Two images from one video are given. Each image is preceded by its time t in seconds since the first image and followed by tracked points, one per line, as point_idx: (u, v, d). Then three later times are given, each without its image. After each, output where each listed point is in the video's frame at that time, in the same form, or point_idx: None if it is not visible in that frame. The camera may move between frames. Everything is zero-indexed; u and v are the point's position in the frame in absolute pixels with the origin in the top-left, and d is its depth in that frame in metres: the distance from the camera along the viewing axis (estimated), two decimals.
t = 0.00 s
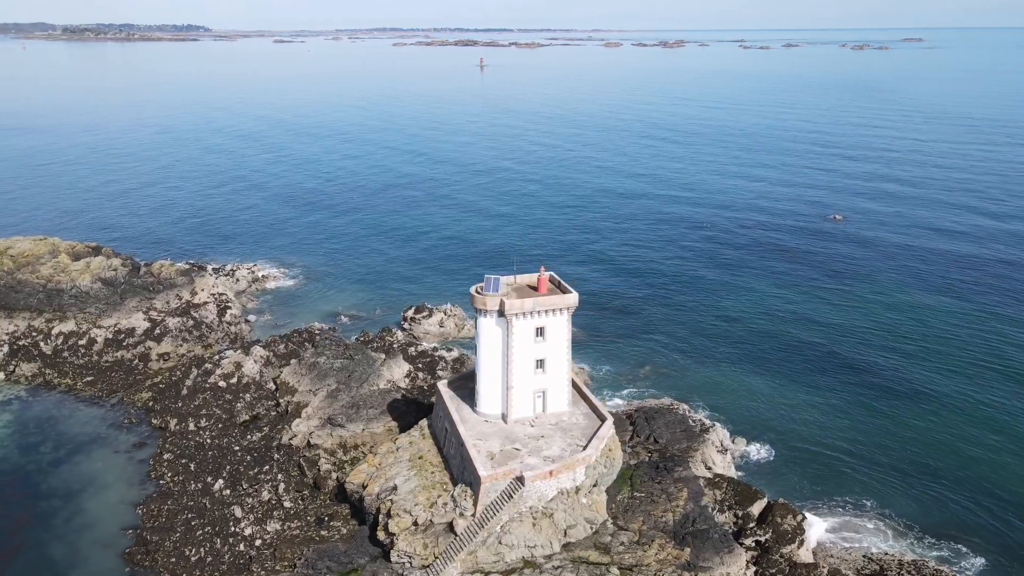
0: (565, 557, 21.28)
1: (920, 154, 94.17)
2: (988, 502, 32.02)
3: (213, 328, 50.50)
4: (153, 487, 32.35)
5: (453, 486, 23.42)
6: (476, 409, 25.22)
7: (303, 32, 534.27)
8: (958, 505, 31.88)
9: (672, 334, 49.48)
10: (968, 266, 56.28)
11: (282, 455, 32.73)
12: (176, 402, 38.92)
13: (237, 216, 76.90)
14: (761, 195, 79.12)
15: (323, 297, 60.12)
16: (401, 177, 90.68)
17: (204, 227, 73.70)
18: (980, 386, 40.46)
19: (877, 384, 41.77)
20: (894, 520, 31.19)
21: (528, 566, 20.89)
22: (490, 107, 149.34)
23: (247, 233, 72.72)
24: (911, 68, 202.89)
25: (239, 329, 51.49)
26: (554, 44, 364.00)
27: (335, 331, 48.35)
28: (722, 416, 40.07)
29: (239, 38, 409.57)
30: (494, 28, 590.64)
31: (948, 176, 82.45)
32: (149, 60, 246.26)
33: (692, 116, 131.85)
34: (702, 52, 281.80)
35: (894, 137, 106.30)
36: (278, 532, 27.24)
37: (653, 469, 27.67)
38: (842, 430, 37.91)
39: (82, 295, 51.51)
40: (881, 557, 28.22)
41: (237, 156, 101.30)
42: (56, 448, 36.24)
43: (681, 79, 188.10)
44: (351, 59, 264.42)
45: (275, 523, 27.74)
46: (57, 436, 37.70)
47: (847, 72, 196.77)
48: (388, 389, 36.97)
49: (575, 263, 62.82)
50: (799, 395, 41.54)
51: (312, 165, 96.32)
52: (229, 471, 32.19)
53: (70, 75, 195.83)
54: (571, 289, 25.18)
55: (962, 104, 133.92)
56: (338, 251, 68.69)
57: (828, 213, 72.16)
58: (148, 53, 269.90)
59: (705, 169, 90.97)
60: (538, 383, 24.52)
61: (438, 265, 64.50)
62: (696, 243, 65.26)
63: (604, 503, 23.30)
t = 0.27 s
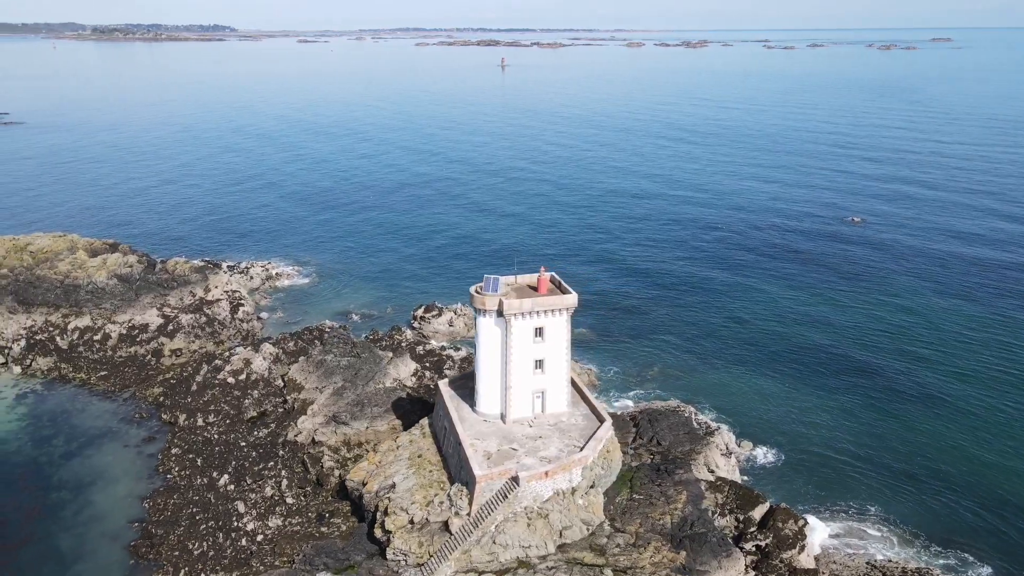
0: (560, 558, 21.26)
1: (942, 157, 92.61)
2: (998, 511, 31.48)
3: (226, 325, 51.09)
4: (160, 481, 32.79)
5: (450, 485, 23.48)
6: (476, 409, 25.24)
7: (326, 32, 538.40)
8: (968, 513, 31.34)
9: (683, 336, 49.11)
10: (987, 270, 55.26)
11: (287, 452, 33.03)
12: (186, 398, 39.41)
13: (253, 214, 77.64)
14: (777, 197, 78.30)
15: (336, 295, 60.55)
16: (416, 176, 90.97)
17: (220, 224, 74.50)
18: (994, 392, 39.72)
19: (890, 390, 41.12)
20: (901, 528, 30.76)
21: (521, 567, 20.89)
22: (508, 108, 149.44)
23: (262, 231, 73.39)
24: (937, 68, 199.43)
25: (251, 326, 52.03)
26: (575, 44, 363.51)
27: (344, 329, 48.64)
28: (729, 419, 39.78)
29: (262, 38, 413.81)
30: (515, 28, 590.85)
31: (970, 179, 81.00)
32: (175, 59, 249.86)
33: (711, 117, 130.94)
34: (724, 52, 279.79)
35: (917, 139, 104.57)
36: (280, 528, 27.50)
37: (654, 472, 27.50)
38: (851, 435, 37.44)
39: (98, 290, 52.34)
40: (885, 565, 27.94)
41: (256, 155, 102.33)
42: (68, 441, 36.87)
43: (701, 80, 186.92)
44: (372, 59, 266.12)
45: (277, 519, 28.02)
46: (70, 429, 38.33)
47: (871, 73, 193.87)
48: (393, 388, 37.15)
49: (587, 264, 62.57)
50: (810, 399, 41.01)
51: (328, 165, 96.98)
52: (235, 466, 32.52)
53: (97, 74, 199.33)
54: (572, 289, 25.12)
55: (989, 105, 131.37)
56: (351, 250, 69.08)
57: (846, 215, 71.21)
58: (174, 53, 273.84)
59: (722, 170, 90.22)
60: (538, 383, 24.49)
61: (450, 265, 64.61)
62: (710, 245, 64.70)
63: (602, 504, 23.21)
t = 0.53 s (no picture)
0: (554, 558, 21.25)
1: (965, 159, 91.04)
2: (1008, 520, 31.05)
3: (238, 322, 51.62)
4: (168, 475, 33.23)
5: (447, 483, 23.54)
6: (475, 408, 25.28)
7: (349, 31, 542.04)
8: (978, 523, 30.90)
9: (693, 338, 48.74)
10: (1006, 273, 54.25)
11: (292, 448, 33.29)
12: (196, 394, 39.89)
13: (269, 212, 78.38)
14: (795, 197, 77.32)
15: (348, 293, 60.96)
16: (432, 175, 91.22)
17: (237, 222, 75.29)
18: (1008, 400, 39.05)
19: (903, 396, 40.44)
20: (908, 536, 30.40)
21: (515, 567, 20.90)
22: (527, 108, 149.44)
23: (278, 229, 74.07)
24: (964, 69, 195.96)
25: (263, 324, 52.56)
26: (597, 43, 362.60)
27: (354, 327, 48.90)
28: (737, 421, 39.48)
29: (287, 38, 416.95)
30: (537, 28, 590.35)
31: (992, 181, 79.54)
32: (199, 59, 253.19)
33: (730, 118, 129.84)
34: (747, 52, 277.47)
35: (939, 141, 102.91)
36: (281, 523, 27.79)
37: (655, 474, 27.34)
38: (860, 440, 37.00)
39: (115, 287, 53.14)
40: (888, 573, 27.84)
41: (274, 154, 103.31)
42: (80, 434, 37.50)
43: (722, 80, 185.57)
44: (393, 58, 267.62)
45: (279, 514, 28.29)
46: (83, 423, 39.00)
47: (896, 74, 190.93)
48: (399, 386, 37.29)
49: (599, 264, 62.32)
50: (820, 404, 40.50)
51: (345, 164, 97.68)
52: (240, 462, 32.85)
53: (123, 73, 202.54)
54: (572, 290, 25.08)
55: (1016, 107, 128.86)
56: (365, 249, 69.47)
57: (865, 216, 70.16)
58: (199, 53, 277.49)
59: (739, 171, 89.33)
60: (537, 383, 24.48)
61: (463, 265, 64.74)
62: (724, 245, 64.11)
63: (599, 506, 23.14)
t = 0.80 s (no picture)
0: (549, 559, 21.21)
1: (988, 161, 89.44)
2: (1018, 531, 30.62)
3: (250, 318, 52.11)
4: (175, 470, 33.66)
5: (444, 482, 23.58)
6: (474, 408, 25.32)
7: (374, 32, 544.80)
8: (987, 534, 30.55)
9: (704, 340, 48.37)
10: None
11: (297, 444, 33.54)
12: (206, 389, 40.36)
13: (285, 210, 79.08)
14: (814, 198, 76.34)
15: (360, 291, 61.34)
16: (448, 175, 91.44)
17: (253, 220, 76.06)
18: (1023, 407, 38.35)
19: (915, 402, 39.83)
20: (915, 545, 30.09)
21: (510, 566, 20.89)
22: (546, 108, 149.21)
23: (293, 227, 74.68)
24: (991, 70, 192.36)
25: (275, 321, 53.03)
26: (620, 43, 360.94)
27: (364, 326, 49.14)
28: (745, 424, 39.16)
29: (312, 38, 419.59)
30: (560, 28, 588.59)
31: (1016, 184, 78.05)
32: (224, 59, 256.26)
33: (751, 119, 128.65)
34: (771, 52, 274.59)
35: (963, 142, 101.16)
36: (283, 519, 28.04)
37: (655, 476, 27.19)
38: (869, 445, 36.58)
39: (130, 283, 53.88)
40: None
41: (292, 153, 104.19)
42: (92, 428, 38.15)
43: (744, 80, 183.89)
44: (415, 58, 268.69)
45: (281, 510, 28.54)
46: (95, 416, 39.66)
47: (921, 74, 187.89)
48: (405, 384, 37.41)
49: (612, 265, 62.08)
50: (830, 408, 40.04)
51: (363, 163, 98.28)
52: (246, 458, 33.18)
53: (148, 73, 205.35)
54: (572, 290, 25.02)
55: None
56: (378, 247, 69.84)
57: (884, 218, 69.12)
58: (223, 53, 280.70)
59: (758, 171, 88.41)
60: (535, 384, 24.46)
61: (475, 265, 64.86)
62: (739, 247, 63.51)
63: (596, 507, 23.05)
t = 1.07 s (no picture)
0: (543, 560, 21.21)
1: (1012, 164, 87.78)
2: None
3: (262, 316, 52.61)
4: (183, 464, 34.12)
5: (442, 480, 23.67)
6: (474, 407, 25.36)
7: (397, 32, 547.30)
8: (994, 543, 30.13)
9: (715, 343, 48.00)
10: None
11: (302, 440, 33.83)
12: (215, 386, 40.82)
13: (301, 209, 79.76)
14: (833, 199, 75.29)
15: (372, 289, 61.72)
16: (464, 175, 91.60)
17: (269, 218, 76.82)
18: None
19: (929, 409, 39.16)
20: (921, 554, 29.70)
21: (503, 566, 20.93)
22: (565, 108, 148.88)
23: (308, 226, 75.32)
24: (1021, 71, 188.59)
25: (287, 318, 53.47)
26: (642, 43, 359.09)
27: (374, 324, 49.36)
28: (752, 427, 38.83)
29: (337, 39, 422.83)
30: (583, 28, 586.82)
31: None
32: (248, 59, 258.96)
33: (771, 120, 127.33)
34: (795, 52, 271.59)
35: (987, 145, 99.36)
36: (285, 515, 28.33)
37: (655, 478, 27.06)
38: (877, 451, 36.13)
39: (146, 279, 54.59)
40: None
41: (310, 152, 105.01)
42: (105, 422, 38.84)
43: (766, 81, 182.08)
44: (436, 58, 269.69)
45: (284, 506, 28.83)
46: (108, 411, 40.35)
47: (948, 74, 184.64)
48: (410, 383, 37.55)
49: (625, 266, 61.78)
50: (840, 414, 39.55)
51: (379, 163, 98.80)
52: (251, 453, 33.52)
53: (172, 73, 208.07)
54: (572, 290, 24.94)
55: None
56: (392, 247, 70.17)
57: (904, 219, 68.00)
58: (247, 53, 283.91)
59: (776, 172, 87.44)
60: (534, 384, 24.45)
61: (488, 265, 64.95)
62: (754, 248, 62.88)
63: (592, 508, 22.98)
